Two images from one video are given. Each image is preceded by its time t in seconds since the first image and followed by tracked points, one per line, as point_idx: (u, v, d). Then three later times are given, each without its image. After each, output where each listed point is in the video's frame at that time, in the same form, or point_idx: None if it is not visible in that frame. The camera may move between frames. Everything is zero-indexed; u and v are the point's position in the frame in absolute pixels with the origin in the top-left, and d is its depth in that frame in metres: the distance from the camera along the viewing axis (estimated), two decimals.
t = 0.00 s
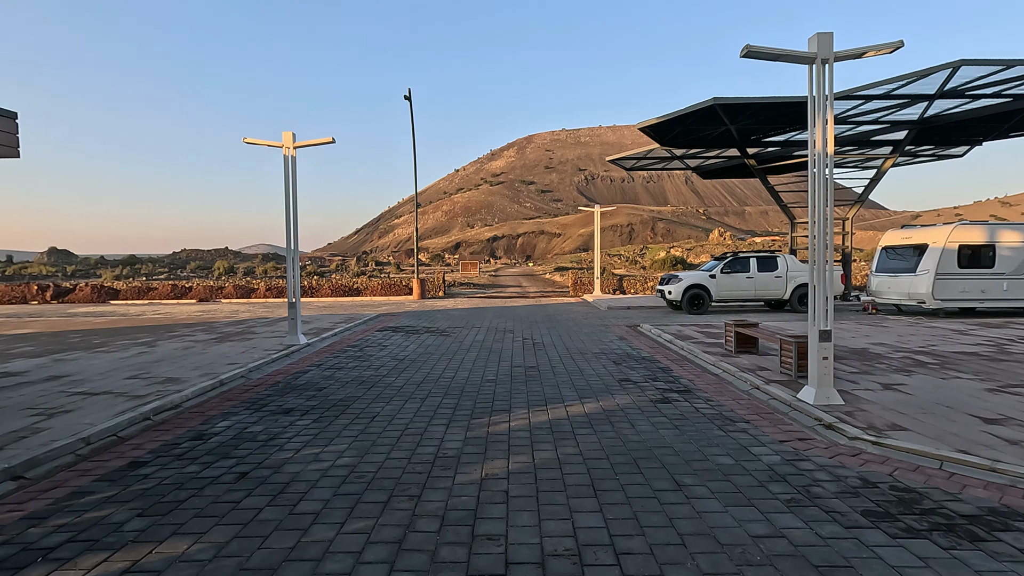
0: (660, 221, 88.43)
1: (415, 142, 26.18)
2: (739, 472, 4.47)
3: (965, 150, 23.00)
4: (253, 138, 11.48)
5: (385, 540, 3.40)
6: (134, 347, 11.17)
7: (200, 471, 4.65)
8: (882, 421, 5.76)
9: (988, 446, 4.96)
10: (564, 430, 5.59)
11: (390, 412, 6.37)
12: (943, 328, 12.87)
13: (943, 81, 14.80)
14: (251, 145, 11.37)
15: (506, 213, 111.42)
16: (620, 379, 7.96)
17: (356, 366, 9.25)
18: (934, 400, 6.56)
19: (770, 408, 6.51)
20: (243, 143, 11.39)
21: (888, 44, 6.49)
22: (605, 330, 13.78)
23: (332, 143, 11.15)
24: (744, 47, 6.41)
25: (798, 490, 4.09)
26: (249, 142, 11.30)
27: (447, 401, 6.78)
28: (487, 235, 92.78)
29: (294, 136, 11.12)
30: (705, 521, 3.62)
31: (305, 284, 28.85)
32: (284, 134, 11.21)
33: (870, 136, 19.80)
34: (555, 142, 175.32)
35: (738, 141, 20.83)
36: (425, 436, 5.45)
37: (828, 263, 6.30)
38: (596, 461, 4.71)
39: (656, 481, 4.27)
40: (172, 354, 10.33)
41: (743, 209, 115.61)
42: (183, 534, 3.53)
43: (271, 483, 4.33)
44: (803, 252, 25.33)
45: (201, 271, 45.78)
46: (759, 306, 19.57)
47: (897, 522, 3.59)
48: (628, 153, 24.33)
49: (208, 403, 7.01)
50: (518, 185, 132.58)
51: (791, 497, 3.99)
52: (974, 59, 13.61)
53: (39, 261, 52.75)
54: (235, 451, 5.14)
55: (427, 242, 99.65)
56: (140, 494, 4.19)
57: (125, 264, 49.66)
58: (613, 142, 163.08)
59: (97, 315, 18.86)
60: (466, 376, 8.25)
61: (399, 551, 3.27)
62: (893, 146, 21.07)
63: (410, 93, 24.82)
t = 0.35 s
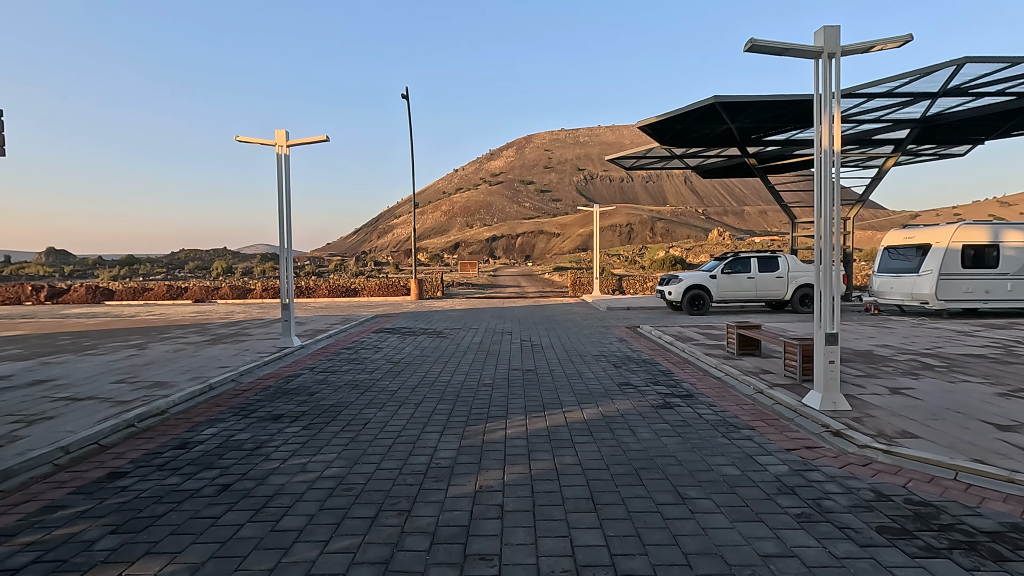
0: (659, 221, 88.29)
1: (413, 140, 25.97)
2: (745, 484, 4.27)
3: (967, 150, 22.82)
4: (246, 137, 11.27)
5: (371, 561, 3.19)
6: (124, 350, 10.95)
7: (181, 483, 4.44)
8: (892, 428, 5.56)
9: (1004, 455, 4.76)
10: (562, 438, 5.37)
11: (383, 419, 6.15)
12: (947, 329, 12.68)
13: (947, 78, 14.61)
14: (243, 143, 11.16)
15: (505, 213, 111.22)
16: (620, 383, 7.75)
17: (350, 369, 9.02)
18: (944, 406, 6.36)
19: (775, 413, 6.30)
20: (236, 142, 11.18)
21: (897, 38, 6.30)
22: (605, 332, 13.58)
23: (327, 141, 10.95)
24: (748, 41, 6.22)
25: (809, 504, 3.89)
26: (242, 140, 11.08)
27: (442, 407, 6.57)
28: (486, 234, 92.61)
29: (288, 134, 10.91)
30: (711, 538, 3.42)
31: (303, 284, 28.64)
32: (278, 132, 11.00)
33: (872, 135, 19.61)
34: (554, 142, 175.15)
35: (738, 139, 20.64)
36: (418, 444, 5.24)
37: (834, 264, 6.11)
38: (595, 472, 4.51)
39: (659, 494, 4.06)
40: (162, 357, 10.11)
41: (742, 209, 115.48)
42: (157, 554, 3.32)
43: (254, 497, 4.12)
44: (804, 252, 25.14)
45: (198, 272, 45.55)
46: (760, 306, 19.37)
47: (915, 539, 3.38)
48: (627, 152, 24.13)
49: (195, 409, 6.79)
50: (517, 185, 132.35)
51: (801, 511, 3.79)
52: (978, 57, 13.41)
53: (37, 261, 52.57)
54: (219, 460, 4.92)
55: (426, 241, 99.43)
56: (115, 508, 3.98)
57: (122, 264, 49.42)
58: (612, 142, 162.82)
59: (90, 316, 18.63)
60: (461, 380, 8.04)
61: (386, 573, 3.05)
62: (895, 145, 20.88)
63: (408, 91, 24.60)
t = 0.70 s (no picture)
0: (655, 221, 88.29)
1: (408, 140, 25.76)
2: (751, 493, 4.10)
3: (964, 149, 22.76)
4: (237, 136, 11.06)
5: None
6: (112, 353, 10.72)
7: (163, 495, 4.25)
8: (899, 433, 5.41)
9: (1017, 461, 4.61)
10: (561, 445, 5.20)
11: (376, 425, 5.97)
12: (948, 330, 12.57)
13: (945, 77, 14.52)
14: (234, 142, 10.94)
15: (501, 213, 111.04)
16: (619, 386, 7.59)
17: (344, 373, 8.83)
18: (950, 409, 6.21)
19: (778, 417, 6.15)
20: (227, 141, 10.96)
21: (902, 33, 6.17)
22: (603, 333, 13.41)
23: (320, 140, 10.75)
24: (750, 37, 6.08)
25: (819, 515, 3.73)
26: (233, 139, 10.87)
27: (436, 412, 6.39)
28: (482, 235, 92.40)
29: (280, 133, 10.71)
30: (719, 553, 3.25)
31: (297, 285, 28.42)
32: (269, 131, 10.80)
33: (870, 134, 19.53)
34: (549, 142, 175.11)
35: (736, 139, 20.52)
36: (411, 452, 5.06)
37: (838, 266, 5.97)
38: (596, 481, 4.34)
39: (663, 505, 3.90)
40: (151, 361, 9.89)
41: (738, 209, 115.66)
42: (133, 574, 3.13)
43: (239, 510, 3.93)
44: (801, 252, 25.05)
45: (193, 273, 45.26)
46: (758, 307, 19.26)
47: (932, 554, 3.23)
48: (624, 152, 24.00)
49: (183, 416, 6.60)
50: (513, 185, 132.20)
51: (811, 523, 3.63)
52: (977, 55, 13.31)
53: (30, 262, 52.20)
54: (205, 471, 4.73)
55: (422, 242, 99.17)
56: (93, 523, 3.79)
57: (115, 265, 49.04)
58: (608, 143, 162.87)
59: (80, 319, 18.36)
60: (457, 384, 7.86)
61: None
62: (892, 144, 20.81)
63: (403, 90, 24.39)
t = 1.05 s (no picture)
0: (652, 220, 88.21)
1: (406, 138, 25.54)
2: (769, 498, 3.93)
3: (965, 147, 22.67)
4: (232, 131, 10.85)
5: None
6: (104, 354, 10.49)
7: (154, 503, 4.06)
8: (916, 434, 5.25)
9: None
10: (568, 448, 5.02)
11: (376, 427, 5.78)
12: (952, 328, 12.44)
13: (949, 73, 14.38)
14: (229, 138, 10.73)
15: (499, 212, 110.82)
16: (624, 386, 7.43)
17: (341, 373, 8.62)
18: (965, 409, 6.06)
19: (789, 418, 5.98)
20: (221, 136, 10.74)
21: (915, 23, 6.01)
22: (604, 332, 13.23)
23: (316, 136, 10.55)
24: (760, 27, 5.90)
25: (842, 522, 3.56)
26: (227, 135, 10.67)
27: (437, 413, 6.21)
28: (479, 234, 92.16)
29: (276, 128, 10.50)
30: (741, 563, 3.08)
31: (294, 284, 28.19)
32: (265, 126, 10.59)
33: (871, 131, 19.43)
34: (546, 141, 174.94)
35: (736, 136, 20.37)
36: (413, 455, 4.88)
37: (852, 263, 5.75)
38: (606, 486, 4.16)
39: (678, 512, 3.73)
40: (145, 361, 9.68)
41: (735, 208, 115.72)
42: None
43: (233, 518, 3.74)
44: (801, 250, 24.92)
45: (189, 272, 44.89)
46: (759, 306, 19.12)
47: (965, 563, 3.06)
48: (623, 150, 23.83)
49: (176, 418, 6.40)
50: (510, 184, 131.96)
51: (834, 530, 3.46)
52: (982, 50, 13.16)
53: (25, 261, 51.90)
54: (197, 476, 4.54)
55: (419, 241, 98.86)
56: (79, 533, 3.60)
57: (110, 265, 48.71)
58: (605, 142, 162.79)
59: (73, 319, 18.10)
60: (458, 384, 7.67)
61: None
62: (893, 141, 20.69)
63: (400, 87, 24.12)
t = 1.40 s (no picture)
0: (653, 220, 87.98)
1: (407, 136, 25.33)
2: (800, 512, 3.73)
3: (971, 145, 22.46)
4: (232, 130, 10.65)
5: None
6: (103, 357, 10.28)
7: (151, 517, 3.85)
8: (945, 441, 5.04)
9: None
10: (584, 457, 4.80)
11: (382, 434, 5.57)
12: (965, 328, 12.23)
13: (960, 69, 14.16)
14: (229, 137, 10.53)
15: (499, 212, 110.61)
16: (635, 390, 7.23)
17: (344, 377, 8.41)
18: (992, 414, 5.85)
19: (809, 424, 5.78)
20: (221, 135, 10.54)
21: (939, 14, 5.80)
22: (610, 333, 13.03)
23: (318, 134, 10.35)
24: (779, 18, 5.69)
25: (880, 538, 3.35)
26: (228, 133, 10.47)
27: (446, 420, 6.01)
28: (480, 234, 91.99)
29: (277, 127, 10.30)
30: None
31: (295, 285, 28.00)
32: (266, 124, 10.39)
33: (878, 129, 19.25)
34: (546, 141, 174.77)
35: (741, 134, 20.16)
36: (422, 464, 4.67)
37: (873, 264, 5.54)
38: (627, 498, 3.95)
39: (705, 527, 3.52)
40: (144, 364, 9.48)
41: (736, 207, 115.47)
42: None
43: (234, 535, 3.54)
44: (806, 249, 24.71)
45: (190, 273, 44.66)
46: (765, 306, 18.91)
47: None
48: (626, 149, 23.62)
49: (175, 424, 6.20)
50: (510, 184, 131.76)
51: (874, 547, 3.25)
52: (994, 46, 12.95)
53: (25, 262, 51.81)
54: (197, 488, 4.34)
55: (420, 241, 98.65)
56: (71, 552, 3.39)
57: (110, 266, 48.51)
58: (605, 142, 162.53)
59: (71, 320, 17.91)
60: (465, 388, 7.47)
61: None
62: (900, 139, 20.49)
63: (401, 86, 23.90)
